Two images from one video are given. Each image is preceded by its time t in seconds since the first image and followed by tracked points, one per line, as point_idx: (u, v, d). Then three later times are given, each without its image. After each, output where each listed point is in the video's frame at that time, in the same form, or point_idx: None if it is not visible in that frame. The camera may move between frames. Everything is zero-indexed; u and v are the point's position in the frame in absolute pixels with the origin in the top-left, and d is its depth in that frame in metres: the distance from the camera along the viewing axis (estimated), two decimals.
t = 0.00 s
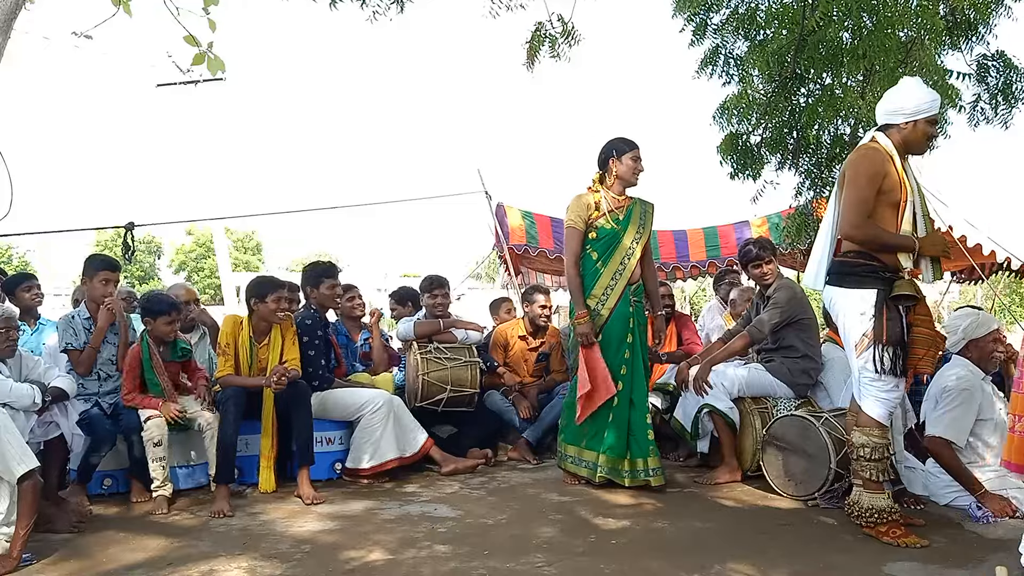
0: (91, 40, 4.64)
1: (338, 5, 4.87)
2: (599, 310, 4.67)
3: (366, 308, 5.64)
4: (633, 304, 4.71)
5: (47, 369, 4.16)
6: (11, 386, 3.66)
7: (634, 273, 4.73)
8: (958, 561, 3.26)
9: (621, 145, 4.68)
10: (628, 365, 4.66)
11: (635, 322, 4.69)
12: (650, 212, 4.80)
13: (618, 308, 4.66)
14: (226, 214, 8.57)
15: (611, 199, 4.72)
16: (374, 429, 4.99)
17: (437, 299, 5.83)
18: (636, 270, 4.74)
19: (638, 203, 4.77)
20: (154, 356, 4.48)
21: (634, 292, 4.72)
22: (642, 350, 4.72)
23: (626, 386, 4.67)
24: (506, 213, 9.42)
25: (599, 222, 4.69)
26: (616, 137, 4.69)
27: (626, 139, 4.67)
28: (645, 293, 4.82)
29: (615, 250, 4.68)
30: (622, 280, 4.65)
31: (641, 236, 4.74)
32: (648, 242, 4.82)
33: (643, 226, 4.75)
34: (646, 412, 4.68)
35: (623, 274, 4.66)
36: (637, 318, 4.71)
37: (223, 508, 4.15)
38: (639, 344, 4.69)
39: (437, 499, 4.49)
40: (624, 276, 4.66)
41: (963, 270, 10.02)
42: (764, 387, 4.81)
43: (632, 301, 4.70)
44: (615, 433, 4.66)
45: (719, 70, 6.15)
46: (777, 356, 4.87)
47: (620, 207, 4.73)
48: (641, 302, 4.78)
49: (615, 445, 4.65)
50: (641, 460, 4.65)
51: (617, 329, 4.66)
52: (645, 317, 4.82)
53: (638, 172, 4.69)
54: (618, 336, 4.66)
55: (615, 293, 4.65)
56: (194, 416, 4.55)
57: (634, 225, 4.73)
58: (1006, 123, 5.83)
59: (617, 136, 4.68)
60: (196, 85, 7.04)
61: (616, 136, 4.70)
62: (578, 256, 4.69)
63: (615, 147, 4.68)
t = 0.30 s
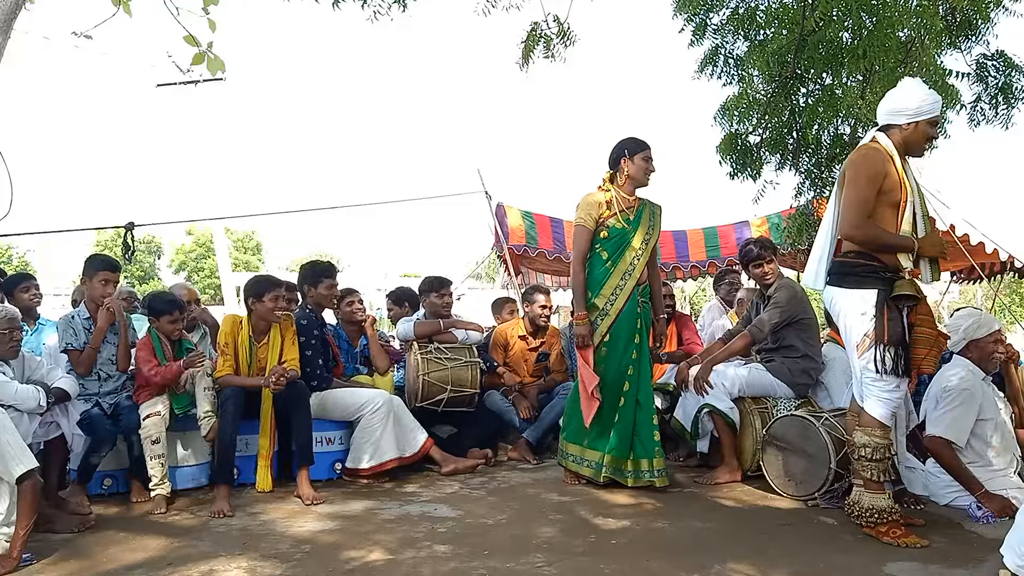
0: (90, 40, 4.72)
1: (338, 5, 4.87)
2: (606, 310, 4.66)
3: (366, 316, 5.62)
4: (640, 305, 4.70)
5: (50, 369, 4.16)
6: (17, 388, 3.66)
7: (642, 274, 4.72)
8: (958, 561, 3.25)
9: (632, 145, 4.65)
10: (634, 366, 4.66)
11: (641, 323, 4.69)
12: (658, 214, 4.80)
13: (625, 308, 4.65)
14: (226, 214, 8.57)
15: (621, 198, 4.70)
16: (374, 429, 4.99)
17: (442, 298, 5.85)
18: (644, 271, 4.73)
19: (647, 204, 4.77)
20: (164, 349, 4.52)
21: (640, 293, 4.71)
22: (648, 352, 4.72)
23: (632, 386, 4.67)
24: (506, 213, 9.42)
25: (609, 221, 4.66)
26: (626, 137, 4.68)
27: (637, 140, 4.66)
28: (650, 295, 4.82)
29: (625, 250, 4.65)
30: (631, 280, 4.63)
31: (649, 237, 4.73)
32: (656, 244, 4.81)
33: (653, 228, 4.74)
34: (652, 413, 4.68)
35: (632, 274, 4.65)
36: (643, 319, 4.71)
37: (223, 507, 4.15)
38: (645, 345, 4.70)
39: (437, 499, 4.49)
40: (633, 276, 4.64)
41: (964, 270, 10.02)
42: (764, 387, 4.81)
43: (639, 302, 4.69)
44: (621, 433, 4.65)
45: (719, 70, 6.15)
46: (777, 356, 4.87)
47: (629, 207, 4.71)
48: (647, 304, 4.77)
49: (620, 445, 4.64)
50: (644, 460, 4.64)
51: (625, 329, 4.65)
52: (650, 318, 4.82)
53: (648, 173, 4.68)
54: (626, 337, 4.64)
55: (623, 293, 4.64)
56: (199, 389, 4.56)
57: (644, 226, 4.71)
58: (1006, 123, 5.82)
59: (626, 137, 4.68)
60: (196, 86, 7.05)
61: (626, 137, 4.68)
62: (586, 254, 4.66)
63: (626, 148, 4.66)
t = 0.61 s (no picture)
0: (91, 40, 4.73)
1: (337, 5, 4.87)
2: (613, 311, 4.61)
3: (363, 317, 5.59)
4: (646, 306, 4.69)
5: (51, 369, 4.17)
6: (18, 388, 3.66)
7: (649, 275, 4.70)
8: (957, 561, 3.25)
9: (641, 143, 4.61)
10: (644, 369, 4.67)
11: (646, 324, 4.70)
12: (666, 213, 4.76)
13: (631, 309, 4.63)
14: (226, 214, 8.57)
15: (630, 198, 4.67)
16: (373, 429, 4.99)
17: (443, 298, 5.85)
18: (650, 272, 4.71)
19: (655, 204, 4.72)
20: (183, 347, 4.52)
21: (646, 294, 4.69)
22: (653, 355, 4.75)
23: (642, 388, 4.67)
24: (506, 213, 9.41)
25: (616, 221, 4.64)
26: (639, 136, 4.63)
27: (649, 138, 4.60)
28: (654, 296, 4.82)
29: (633, 250, 4.62)
30: (637, 280, 4.61)
31: (657, 238, 4.71)
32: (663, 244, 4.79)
33: (660, 228, 4.71)
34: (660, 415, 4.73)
35: (639, 275, 4.62)
36: (648, 321, 4.71)
37: (223, 507, 4.15)
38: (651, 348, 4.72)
39: (437, 499, 4.49)
40: (641, 277, 4.62)
41: (963, 269, 10.02)
42: (765, 387, 4.81)
43: (644, 302, 4.68)
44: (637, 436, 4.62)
45: (719, 70, 6.15)
46: (777, 356, 4.87)
47: (636, 206, 4.68)
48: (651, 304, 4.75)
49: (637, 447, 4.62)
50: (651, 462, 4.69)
51: (630, 330, 4.64)
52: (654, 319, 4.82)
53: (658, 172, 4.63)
54: (632, 339, 4.64)
55: (630, 294, 4.60)
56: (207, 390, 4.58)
57: (651, 226, 4.69)
58: (1005, 122, 5.82)
59: (637, 136, 4.63)
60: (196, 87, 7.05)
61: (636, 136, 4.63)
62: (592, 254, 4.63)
63: (636, 146, 4.61)
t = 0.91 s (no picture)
0: (91, 40, 4.83)
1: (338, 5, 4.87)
2: (619, 312, 4.59)
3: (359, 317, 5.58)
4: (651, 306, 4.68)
5: (51, 369, 4.16)
6: (18, 388, 3.66)
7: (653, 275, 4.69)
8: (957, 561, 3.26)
9: (639, 141, 4.61)
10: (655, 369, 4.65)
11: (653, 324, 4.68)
12: (665, 210, 4.76)
13: (637, 309, 4.61)
14: (226, 214, 8.57)
15: (630, 197, 4.66)
16: (373, 429, 5.00)
17: (444, 298, 5.85)
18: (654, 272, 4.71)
19: (655, 201, 4.72)
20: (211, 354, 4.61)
21: (651, 294, 4.68)
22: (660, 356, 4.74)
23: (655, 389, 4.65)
24: (506, 213, 9.41)
25: (618, 221, 4.63)
26: (633, 134, 4.64)
27: (644, 135, 4.61)
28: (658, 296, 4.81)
29: (636, 250, 4.61)
30: (641, 280, 4.60)
31: (660, 236, 4.70)
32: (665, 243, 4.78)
33: (660, 225, 4.71)
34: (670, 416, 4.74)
35: (643, 275, 4.61)
36: (654, 321, 4.70)
37: (223, 507, 4.15)
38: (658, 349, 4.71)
39: (437, 499, 4.49)
40: (645, 276, 4.61)
41: (963, 269, 10.02)
42: (765, 386, 4.81)
43: (649, 302, 4.66)
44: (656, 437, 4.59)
45: (718, 70, 6.15)
46: (777, 356, 4.87)
47: (637, 204, 4.67)
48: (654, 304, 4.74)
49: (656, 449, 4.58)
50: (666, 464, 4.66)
51: (637, 329, 4.60)
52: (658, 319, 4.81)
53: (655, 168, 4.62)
54: (641, 337, 4.59)
55: (635, 294, 4.59)
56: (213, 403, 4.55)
57: (654, 224, 4.68)
58: (1003, 122, 5.83)
59: (630, 134, 4.64)
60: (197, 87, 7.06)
61: (630, 134, 4.65)
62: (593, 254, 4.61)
63: (631, 144, 4.63)
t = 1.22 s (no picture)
0: (90, 39, 4.83)
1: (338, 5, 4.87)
2: (620, 311, 4.59)
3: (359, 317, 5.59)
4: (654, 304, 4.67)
5: (51, 369, 4.16)
6: (18, 388, 3.66)
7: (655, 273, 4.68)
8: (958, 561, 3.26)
9: (635, 135, 4.59)
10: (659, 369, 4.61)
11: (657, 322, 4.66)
12: (665, 203, 4.74)
13: (639, 307, 4.60)
14: (226, 215, 8.57)
15: (628, 193, 4.66)
16: (374, 429, 5.00)
17: (446, 298, 5.85)
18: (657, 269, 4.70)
19: (654, 196, 4.71)
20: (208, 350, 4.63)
21: (653, 291, 4.67)
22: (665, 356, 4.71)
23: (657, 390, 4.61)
24: (506, 213, 9.41)
25: (618, 219, 4.63)
26: (626, 127, 4.62)
27: (637, 127, 4.57)
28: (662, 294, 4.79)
29: (638, 249, 4.60)
30: (643, 278, 4.59)
31: (661, 230, 4.69)
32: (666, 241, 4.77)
33: (660, 220, 4.69)
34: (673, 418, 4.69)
35: (644, 272, 4.61)
36: (657, 319, 4.68)
37: (223, 507, 4.15)
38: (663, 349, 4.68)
39: (438, 499, 4.49)
40: (647, 274, 4.61)
41: (963, 269, 10.01)
42: (765, 387, 4.82)
43: (652, 301, 4.65)
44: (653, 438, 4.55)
45: (718, 71, 6.15)
46: (777, 356, 4.88)
47: (636, 201, 4.67)
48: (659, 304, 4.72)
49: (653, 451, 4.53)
50: (664, 467, 4.58)
51: (639, 326, 4.59)
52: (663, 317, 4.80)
53: (650, 162, 4.62)
54: (643, 335, 4.58)
55: (637, 292, 4.59)
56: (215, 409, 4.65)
57: (654, 220, 4.67)
58: (1001, 122, 5.83)
59: (625, 127, 4.62)
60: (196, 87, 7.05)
61: (625, 127, 4.62)
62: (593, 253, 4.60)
63: (626, 137, 4.61)
